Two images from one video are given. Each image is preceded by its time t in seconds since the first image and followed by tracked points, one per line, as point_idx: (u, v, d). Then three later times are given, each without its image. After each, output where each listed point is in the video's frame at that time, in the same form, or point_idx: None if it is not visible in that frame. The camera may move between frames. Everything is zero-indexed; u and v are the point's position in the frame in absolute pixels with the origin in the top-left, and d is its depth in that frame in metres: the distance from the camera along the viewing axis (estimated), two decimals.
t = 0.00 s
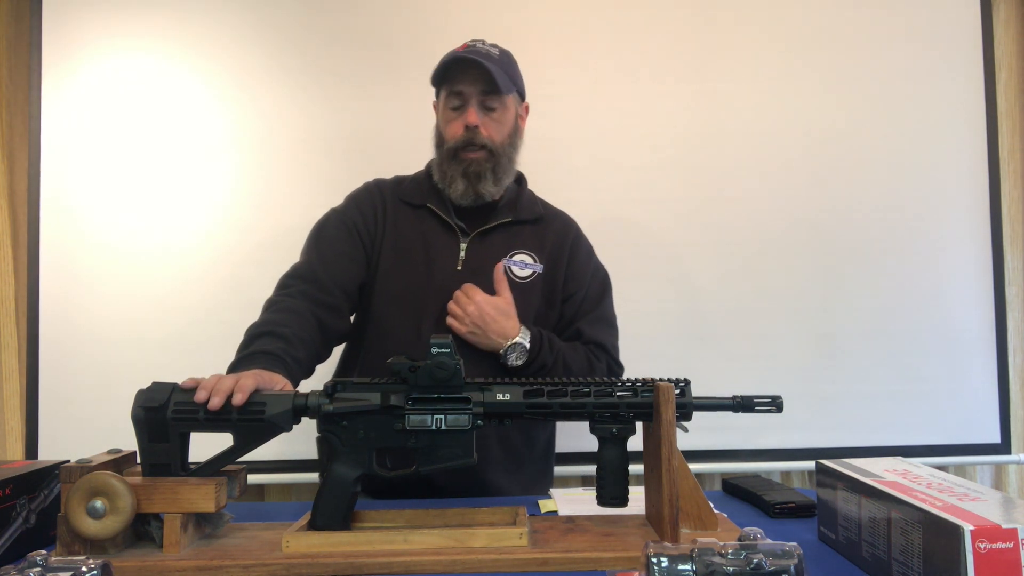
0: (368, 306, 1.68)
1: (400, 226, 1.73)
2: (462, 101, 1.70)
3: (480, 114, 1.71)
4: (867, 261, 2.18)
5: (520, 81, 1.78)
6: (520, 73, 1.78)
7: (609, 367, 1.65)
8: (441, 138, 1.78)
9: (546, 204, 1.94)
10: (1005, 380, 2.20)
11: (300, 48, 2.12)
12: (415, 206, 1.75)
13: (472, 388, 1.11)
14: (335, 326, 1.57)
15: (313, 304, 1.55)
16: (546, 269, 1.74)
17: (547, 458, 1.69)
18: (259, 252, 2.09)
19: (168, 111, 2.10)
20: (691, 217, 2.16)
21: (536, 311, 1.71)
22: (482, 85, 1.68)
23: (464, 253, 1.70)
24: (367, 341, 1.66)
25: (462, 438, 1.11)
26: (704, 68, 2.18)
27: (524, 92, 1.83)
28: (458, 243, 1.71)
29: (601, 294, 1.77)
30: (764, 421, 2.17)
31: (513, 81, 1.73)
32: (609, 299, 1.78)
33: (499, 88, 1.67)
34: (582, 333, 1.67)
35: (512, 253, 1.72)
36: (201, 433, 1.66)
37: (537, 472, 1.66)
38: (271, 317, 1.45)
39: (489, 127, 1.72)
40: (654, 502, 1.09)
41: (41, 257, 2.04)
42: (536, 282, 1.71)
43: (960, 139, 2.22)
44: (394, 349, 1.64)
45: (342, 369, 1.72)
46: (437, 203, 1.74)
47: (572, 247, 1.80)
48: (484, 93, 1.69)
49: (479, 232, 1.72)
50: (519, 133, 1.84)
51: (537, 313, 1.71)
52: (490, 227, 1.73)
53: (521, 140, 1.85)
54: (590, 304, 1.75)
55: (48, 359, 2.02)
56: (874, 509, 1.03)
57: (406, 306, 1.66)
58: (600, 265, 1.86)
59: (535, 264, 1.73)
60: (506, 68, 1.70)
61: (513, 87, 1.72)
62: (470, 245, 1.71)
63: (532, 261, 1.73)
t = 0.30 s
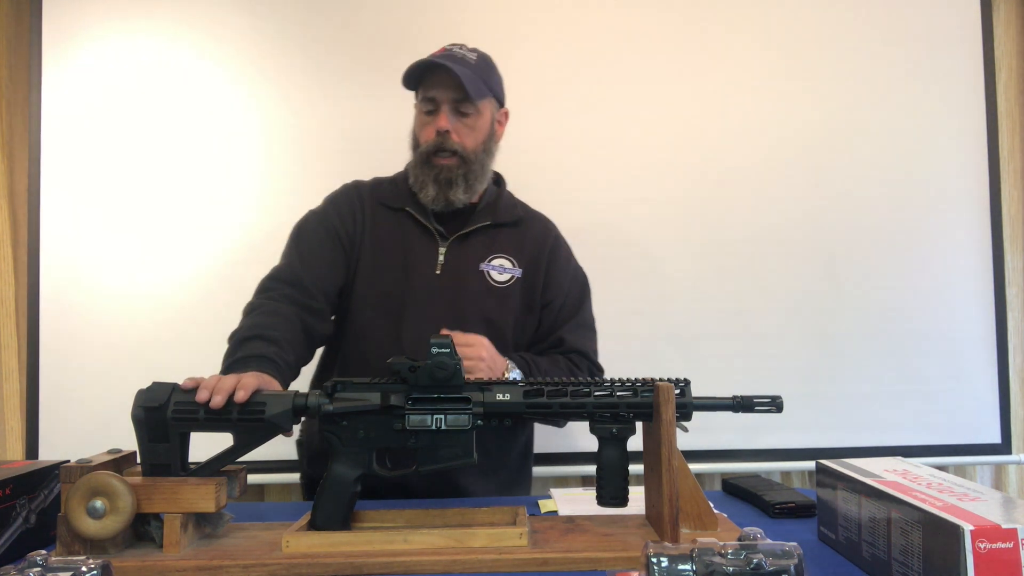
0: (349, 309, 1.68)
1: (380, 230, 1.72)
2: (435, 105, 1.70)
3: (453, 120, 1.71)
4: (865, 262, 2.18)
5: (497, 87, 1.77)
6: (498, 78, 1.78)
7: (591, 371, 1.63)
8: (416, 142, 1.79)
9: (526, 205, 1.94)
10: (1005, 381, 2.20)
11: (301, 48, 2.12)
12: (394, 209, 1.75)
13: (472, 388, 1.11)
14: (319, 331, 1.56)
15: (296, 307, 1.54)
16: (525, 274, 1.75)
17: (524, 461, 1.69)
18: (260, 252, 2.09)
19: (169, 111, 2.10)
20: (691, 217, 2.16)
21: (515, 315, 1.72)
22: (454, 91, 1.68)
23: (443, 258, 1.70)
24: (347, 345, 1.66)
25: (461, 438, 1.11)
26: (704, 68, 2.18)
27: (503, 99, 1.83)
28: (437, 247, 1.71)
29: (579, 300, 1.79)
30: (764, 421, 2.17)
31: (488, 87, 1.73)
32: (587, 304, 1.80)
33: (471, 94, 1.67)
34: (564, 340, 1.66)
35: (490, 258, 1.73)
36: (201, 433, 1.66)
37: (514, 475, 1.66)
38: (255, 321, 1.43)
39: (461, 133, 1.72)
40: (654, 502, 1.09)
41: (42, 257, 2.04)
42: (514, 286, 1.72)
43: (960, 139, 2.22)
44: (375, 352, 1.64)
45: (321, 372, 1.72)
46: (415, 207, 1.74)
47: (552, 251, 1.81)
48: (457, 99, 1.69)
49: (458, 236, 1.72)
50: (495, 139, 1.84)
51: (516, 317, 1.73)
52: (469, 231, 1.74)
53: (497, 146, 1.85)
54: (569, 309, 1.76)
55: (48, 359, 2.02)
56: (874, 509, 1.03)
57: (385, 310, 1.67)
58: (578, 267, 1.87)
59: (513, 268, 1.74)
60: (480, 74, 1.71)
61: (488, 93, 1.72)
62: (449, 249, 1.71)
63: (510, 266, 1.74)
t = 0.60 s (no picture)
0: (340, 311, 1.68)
1: (367, 230, 1.72)
2: (417, 107, 1.69)
3: (436, 120, 1.70)
4: (864, 262, 2.18)
5: (479, 84, 1.76)
6: (479, 76, 1.77)
7: (575, 365, 1.72)
8: (400, 143, 1.77)
9: (513, 201, 1.94)
10: (1004, 381, 2.20)
11: (300, 48, 2.13)
12: (380, 209, 1.74)
13: (472, 388, 1.11)
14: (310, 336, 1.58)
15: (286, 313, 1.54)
16: (515, 269, 1.76)
17: (520, 452, 1.68)
18: (260, 252, 2.10)
19: (168, 111, 2.10)
20: (692, 217, 2.16)
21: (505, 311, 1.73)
22: (437, 91, 1.66)
23: (433, 255, 1.70)
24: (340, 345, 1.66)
25: (461, 438, 1.11)
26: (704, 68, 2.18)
27: (484, 95, 1.82)
28: (426, 245, 1.71)
29: (566, 294, 1.81)
30: (764, 421, 2.17)
31: (470, 86, 1.72)
32: (574, 298, 1.82)
33: (454, 94, 1.65)
34: (552, 334, 1.69)
35: (480, 254, 1.73)
36: (200, 433, 1.66)
37: (512, 467, 1.65)
38: (244, 327, 1.43)
39: (445, 133, 1.71)
40: (655, 502, 1.09)
41: (41, 257, 2.04)
42: (505, 282, 1.73)
43: (960, 139, 2.22)
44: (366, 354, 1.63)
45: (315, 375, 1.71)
46: (402, 207, 1.74)
47: (539, 244, 1.82)
48: (440, 99, 1.67)
49: (447, 234, 1.73)
50: (479, 136, 1.84)
51: (508, 312, 1.74)
52: (457, 229, 1.74)
53: (481, 142, 1.85)
54: (557, 303, 1.78)
55: (47, 358, 2.02)
56: (874, 509, 1.03)
57: (375, 311, 1.65)
58: (565, 262, 1.86)
59: (503, 264, 1.74)
60: (462, 73, 1.69)
61: (470, 92, 1.71)
62: (438, 247, 1.71)
63: (500, 261, 1.74)
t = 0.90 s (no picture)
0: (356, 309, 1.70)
1: (382, 228, 1.73)
2: (429, 104, 1.69)
3: (449, 116, 1.71)
4: (865, 262, 2.18)
5: (489, 80, 1.77)
6: (489, 71, 1.77)
7: (596, 360, 1.70)
8: (413, 141, 1.78)
9: (529, 197, 1.94)
10: (1005, 380, 2.20)
11: (300, 48, 2.12)
12: (395, 207, 1.76)
13: (472, 388, 1.11)
14: (324, 329, 1.58)
15: (300, 305, 1.55)
16: (530, 264, 1.75)
17: (540, 447, 1.71)
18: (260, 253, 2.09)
19: (168, 111, 2.10)
20: (692, 217, 2.16)
21: (522, 306, 1.72)
22: (448, 88, 1.67)
23: (447, 251, 1.71)
24: (357, 341, 1.66)
25: (462, 438, 1.11)
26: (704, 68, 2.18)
27: (495, 90, 1.82)
28: (441, 242, 1.72)
29: (583, 288, 1.79)
30: (764, 421, 2.17)
31: (481, 81, 1.72)
32: (591, 292, 1.80)
33: (465, 90, 1.66)
34: (570, 329, 1.68)
35: (495, 249, 1.74)
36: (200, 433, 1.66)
37: (532, 460, 1.68)
38: (260, 317, 1.43)
39: (459, 129, 1.72)
40: (654, 502, 1.09)
41: (41, 257, 2.03)
42: (520, 276, 1.72)
43: (960, 139, 2.22)
44: (383, 349, 1.63)
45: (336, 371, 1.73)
46: (417, 204, 1.75)
47: (555, 238, 1.80)
48: (452, 96, 1.68)
49: (461, 230, 1.73)
50: (492, 131, 1.84)
51: (525, 306, 1.72)
52: (471, 225, 1.74)
53: (494, 137, 1.85)
54: (574, 297, 1.76)
55: (47, 359, 2.02)
56: (874, 509, 1.03)
57: (391, 307, 1.66)
58: (582, 256, 1.86)
59: (518, 258, 1.74)
60: (473, 69, 1.70)
61: (481, 87, 1.71)
62: (452, 243, 1.72)
63: (515, 256, 1.74)
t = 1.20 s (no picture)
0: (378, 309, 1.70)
1: (404, 230, 1.74)
2: (452, 108, 1.69)
3: (471, 120, 1.70)
4: (865, 262, 2.18)
5: (513, 84, 1.76)
6: (513, 76, 1.76)
7: (618, 366, 1.67)
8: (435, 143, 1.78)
9: (550, 200, 1.94)
10: (1005, 381, 2.20)
11: (300, 48, 2.12)
12: (418, 210, 1.76)
13: (472, 388, 1.11)
14: (341, 324, 1.59)
15: (317, 300, 1.55)
16: (551, 268, 1.75)
17: (560, 458, 1.70)
18: (259, 252, 2.09)
19: (168, 112, 2.10)
20: (691, 217, 2.16)
21: (542, 309, 1.71)
22: (472, 91, 1.66)
23: (468, 255, 1.70)
24: (377, 342, 1.66)
25: (462, 438, 1.11)
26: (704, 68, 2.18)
27: (519, 95, 1.81)
28: (462, 244, 1.72)
29: (605, 293, 1.76)
30: (764, 421, 2.17)
31: (504, 85, 1.71)
32: (613, 296, 1.78)
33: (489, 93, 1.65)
34: (590, 334, 1.67)
35: (516, 252, 1.73)
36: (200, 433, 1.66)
37: (553, 468, 1.67)
38: (278, 310, 1.44)
39: (481, 132, 1.71)
40: (654, 502, 1.09)
41: (40, 257, 2.03)
42: (541, 280, 1.72)
43: (960, 139, 2.22)
44: (401, 349, 1.63)
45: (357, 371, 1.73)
46: (439, 207, 1.75)
47: (576, 242, 1.80)
48: (475, 100, 1.67)
49: (482, 233, 1.73)
50: (514, 135, 1.83)
51: (545, 310, 1.72)
52: (492, 228, 1.74)
53: (516, 142, 1.85)
54: (595, 303, 1.74)
55: (47, 359, 2.02)
56: (874, 509, 1.03)
57: (411, 309, 1.66)
58: (605, 260, 1.83)
59: (539, 262, 1.73)
60: (495, 74, 1.69)
61: (505, 91, 1.70)
62: (473, 246, 1.72)
63: (535, 260, 1.73)
